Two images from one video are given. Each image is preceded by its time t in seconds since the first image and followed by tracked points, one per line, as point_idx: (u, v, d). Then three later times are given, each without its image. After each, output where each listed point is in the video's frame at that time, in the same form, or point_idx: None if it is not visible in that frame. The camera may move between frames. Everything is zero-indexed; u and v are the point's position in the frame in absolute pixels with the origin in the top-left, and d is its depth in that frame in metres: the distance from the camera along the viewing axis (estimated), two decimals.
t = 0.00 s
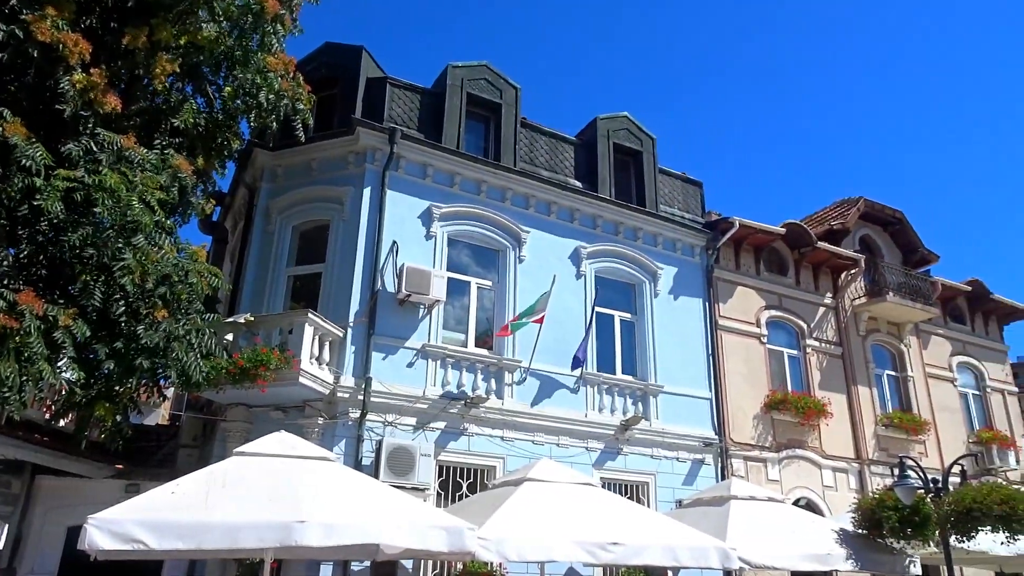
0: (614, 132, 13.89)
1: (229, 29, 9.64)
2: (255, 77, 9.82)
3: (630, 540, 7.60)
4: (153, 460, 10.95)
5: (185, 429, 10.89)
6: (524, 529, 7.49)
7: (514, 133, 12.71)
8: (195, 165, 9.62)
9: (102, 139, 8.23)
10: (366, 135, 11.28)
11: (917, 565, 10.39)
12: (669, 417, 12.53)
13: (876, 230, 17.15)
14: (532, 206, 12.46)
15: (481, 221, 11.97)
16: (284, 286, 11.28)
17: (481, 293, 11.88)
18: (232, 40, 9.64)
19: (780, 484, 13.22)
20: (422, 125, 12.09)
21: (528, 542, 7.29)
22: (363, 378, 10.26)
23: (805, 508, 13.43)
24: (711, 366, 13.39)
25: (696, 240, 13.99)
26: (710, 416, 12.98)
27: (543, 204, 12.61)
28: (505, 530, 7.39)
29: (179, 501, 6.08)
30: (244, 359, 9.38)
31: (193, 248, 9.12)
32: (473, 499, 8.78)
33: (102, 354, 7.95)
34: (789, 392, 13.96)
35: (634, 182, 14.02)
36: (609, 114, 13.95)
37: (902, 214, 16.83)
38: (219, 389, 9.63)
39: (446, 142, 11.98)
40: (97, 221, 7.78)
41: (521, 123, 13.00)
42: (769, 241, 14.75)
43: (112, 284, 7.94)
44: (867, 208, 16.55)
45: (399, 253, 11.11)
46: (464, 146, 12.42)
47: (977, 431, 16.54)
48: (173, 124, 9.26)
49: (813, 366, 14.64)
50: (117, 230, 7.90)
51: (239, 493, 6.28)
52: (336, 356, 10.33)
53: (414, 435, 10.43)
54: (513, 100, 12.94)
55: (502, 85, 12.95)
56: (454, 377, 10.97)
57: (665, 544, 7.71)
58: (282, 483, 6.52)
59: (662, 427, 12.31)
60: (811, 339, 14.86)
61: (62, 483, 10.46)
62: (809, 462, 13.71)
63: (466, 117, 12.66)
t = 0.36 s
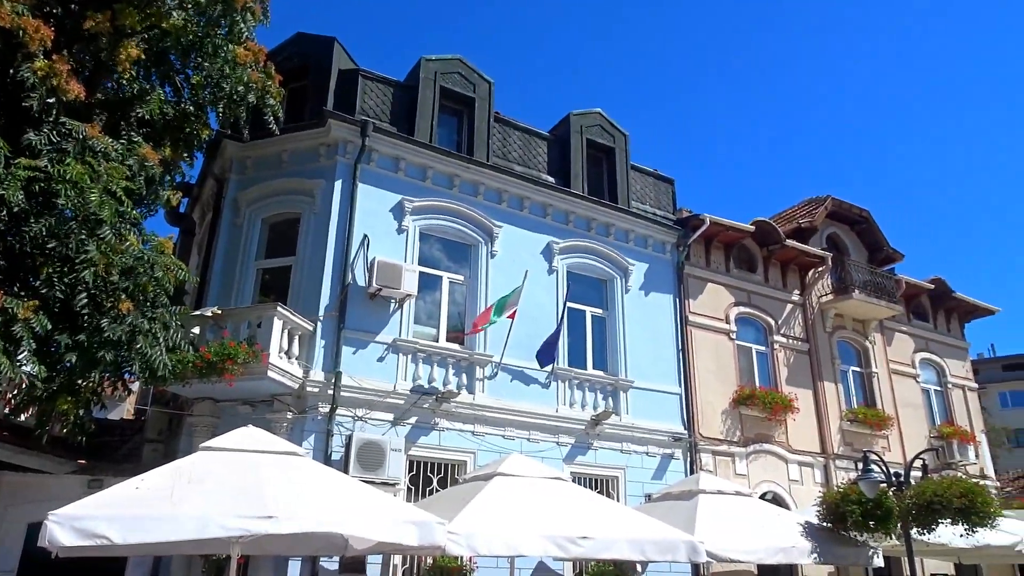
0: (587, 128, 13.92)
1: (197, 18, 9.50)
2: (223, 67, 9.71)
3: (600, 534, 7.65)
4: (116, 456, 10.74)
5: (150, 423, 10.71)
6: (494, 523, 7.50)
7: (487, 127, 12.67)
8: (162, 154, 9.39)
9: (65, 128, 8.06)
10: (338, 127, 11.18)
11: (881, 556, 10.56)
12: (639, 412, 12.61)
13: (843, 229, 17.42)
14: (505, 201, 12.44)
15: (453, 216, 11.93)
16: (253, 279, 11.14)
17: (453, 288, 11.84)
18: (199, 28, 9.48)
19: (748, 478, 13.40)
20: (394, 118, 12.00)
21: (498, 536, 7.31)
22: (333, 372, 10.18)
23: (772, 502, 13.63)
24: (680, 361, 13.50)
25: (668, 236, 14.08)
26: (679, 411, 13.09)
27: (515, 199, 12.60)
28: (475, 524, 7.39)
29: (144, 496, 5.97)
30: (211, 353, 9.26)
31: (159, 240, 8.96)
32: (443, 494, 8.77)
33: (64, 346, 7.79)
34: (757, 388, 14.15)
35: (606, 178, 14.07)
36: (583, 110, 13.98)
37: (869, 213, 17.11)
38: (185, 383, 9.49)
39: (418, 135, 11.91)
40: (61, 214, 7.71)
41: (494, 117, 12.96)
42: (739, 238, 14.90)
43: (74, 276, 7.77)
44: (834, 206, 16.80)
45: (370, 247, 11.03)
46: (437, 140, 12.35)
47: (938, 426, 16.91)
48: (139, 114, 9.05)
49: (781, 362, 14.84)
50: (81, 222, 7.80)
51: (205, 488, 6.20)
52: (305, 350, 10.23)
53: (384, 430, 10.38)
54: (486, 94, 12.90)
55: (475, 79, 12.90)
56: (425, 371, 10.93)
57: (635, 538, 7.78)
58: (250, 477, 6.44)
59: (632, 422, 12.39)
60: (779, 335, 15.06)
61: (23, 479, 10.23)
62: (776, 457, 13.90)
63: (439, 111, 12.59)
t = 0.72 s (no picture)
0: (570, 119, 13.90)
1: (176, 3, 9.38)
2: (203, 51, 9.55)
3: (579, 524, 7.70)
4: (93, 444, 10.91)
5: (127, 411, 10.66)
6: (474, 513, 7.52)
7: (470, 117, 12.62)
8: (139, 139, 9.21)
9: (40, 110, 7.92)
10: (319, 115, 11.09)
11: (856, 546, 10.79)
12: (620, 403, 12.68)
13: (823, 223, 17.56)
14: (488, 191, 12.41)
15: (435, 206, 11.88)
16: (232, 267, 11.04)
17: (435, 278, 11.81)
18: (179, 12, 9.38)
19: (726, 469, 13.53)
20: (376, 106, 11.91)
21: (477, 526, 7.33)
22: (313, 361, 10.13)
23: (749, 493, 13.78)
24: (661, 353, 13.57)
25: (650, 229, 14.13)
26: (659, 402, 13.17)
27: (498, 190, 12.58)
28: (455, 514, 7.41)
29: (121, 483, 5.92)
30: (190, 341, 9.17)
31: (137, 227, 8.82)
32: (424, 483, 8.78)
33: (39, 333, 7.66)
34: (736, 380, 14.27)
35: (589, 170, 14.07)
36: (566, 101, 13.96)
37: (848, 207, 17.26)
38: (163, 371, 9.40)
39: (401, 124, 11.84)
40: (37, 196, 7.53)
41: (478, 107, 12.91)
42: (720, 231, 14.98)
43: (50, 261, 7.66)
44: (815, 201, 16.94)
45: (352, 236, 10.97)
46: (420, 129, 12.29)
47: (913, 419, 17.15)
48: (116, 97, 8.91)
49: (760, 354, 14.97)
50: (57, 207, 7.65)
51: (182, 477, 6.15)
52: (285, 339, 10.17)
53: (365, 420, 10.35)
54: (470, 84, 12.84)
55: (459, 68, 12.83)
56: (406, 361, 10.91)
57: (613, 528, 7.83)
58: (229, 466, 6.41)
59: (612, 413, 12.45)
60: (758, 328, 15.19)
61: None
62: (754, 448, 14.04)
63: (422, 100, 12.52)
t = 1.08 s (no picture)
0: (554, 103, 13.85)
1: None
2: (180, 26, 9.42)
3: (556, 506, 7.77)
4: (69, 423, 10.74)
5: (103, 391, 10.49)
6: (452, 494, 7.56)
7: (454, 99, 12.53)
8: (115, 115, 9.04)
9: (13, 82, 7.71)
10: (301, 94, 10.97)
11: (828, 529, 10.98)
12: (599, 387, 12.75)
13: (803, 212, 17.69)
14: (471, 174, 12.36)
15: (418, 188, 11.81)
16: (211, 246, 10.93)
17: (416, 261, 11.76)
18: None
19: (703, 453, 13.67)
20: (359, 86, 11.79)
21: (456, 507, 7.37)
22: (292, 343, 10.08)
23: (725, 477, 13.94)
24: (641, 338, 13.64)
25: (632, 214, 14.16)
26: (638, 387, 13.26)
27: (481, 173, 12.53)
28: (433, 496, 7.42)
29: (95, 464, 5.86)
30: (167, 320, 9.10)
31: (114, 205, 8.73)
32: (403, 465, 8.80)
33: (12, 311, 7.58)
34: (714, 366, 14.39)
35: (573, 155, 14.05)
36: (551, 85, 13.90)
37: (829, 196, 17.38)
38: (139, 351, 9.31)
39: (384, 105, 11.74)
40: (9, 171, 7.40)
41: (462, 89, 12.82)
42: (702, 218, 15.05)
43: (24, 236, 7.57)
44: (796, 190, 17.05)
45: (332, 217, 10.90)
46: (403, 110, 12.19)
47: (887, 406, 17.41)
48: (90, 73, 8.78)
49: (738, 341, 15.10)
50: (31, 182, 7.54)
51: (159, 458, 6.10)
52: (265, 319, 10.11)
53: (344, 401, 10.33)
54: (454, 65, 12.74)
55: (443, 50, 12.73)
56: (386, 344, 10.88)
57: (590, 510, 7.91)
58: (206, 447, 6.37)
59: (592, 397, 12.52)
60: (738, 314, 15.30)
61: None
62: (731, 433, 14.19)
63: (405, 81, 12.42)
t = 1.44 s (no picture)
0: (531, 80, 13.75)
1: None
2: None
3: (525, 482, 7.83)
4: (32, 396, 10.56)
5: (67, 363, 10.32)
6: (422, 469, 7.59)
7: (429, 73, 12.38)
8: (80, 81, 8.84)
9: None
10: (273, 64, 10.77)
11: (791, 507, 11.21)
12: (571, 366, 12.82)
13: (776, 194, 17.84)
14: (445, 150, 12.26)
15: (391, 163, 11.69)
16: (179, 217, 10.74)
17: (389, 236, 11.67)
18: None
19: (671, 431, 13.85)
20: (333, 57, 11.60)
21: (425, 483, 7.40)
22: (262, 317, 9.99)
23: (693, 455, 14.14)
24: (613, 318, 13.72)
25: (607, 194, 14.17)
26: (609, 366, 13.36)
27: (456, 148, 12.44)
28: (402, 470, 7.42)
29: (58, 436, 5.76)
30: (134, 293, 8.89)
31: (77, 172, 8.51)
32: (373, 440, 8.79)
33: None
34: (685, 345, 14.54)
35: (548, 132, 13.99)
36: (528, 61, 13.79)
37: (801, 179, 17.53)
38: (105, 323, 9.16)
39: (358, 77, 11.57)
40: None
41: (437, 63, 12.67)
42: (676, 199, 15.10)
43: None
44: (769, 172, 17.17)
45: (304, 190, 10.76)
46: (377, 83, 12.02)
47: (851, 387, 17.75)
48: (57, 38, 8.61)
49: (708, 321, 15.25)
50: None
51: (123, 431, 6.02)
52: (234, 293, 9.99)
53: (314, 376, 10.28)
54: (430, 39, 12.58)
55: (420, 22, 12.55)
56: (357, 319, 10.82)
57: (559, 486, 7.99)
58: (172, 420, 6.30)
59: (563, 375, 12.59)
60: (708, 295, 15.45)
61: None
62: (699, 412, 14.38)
63: (380, 53, 12.24)
